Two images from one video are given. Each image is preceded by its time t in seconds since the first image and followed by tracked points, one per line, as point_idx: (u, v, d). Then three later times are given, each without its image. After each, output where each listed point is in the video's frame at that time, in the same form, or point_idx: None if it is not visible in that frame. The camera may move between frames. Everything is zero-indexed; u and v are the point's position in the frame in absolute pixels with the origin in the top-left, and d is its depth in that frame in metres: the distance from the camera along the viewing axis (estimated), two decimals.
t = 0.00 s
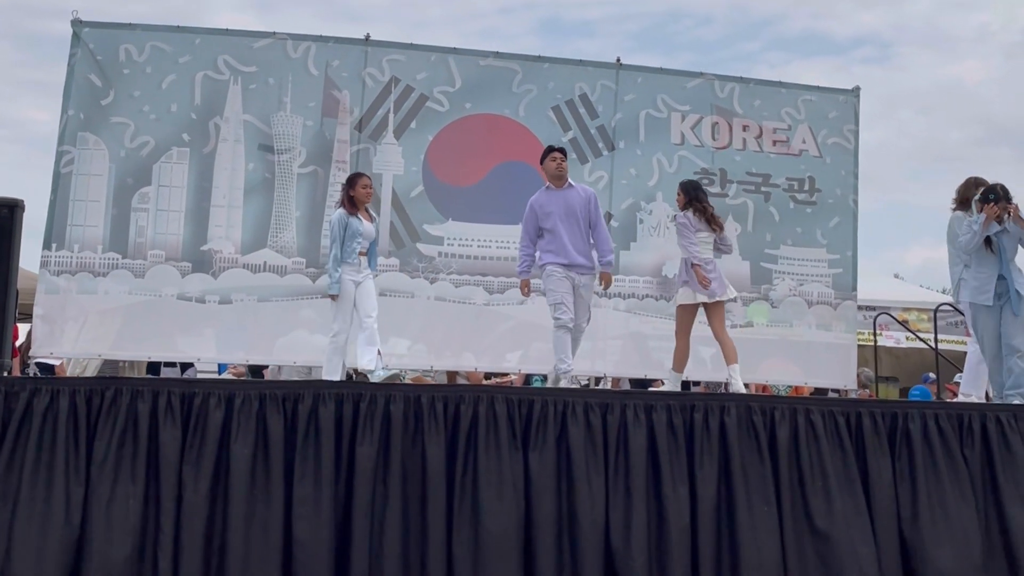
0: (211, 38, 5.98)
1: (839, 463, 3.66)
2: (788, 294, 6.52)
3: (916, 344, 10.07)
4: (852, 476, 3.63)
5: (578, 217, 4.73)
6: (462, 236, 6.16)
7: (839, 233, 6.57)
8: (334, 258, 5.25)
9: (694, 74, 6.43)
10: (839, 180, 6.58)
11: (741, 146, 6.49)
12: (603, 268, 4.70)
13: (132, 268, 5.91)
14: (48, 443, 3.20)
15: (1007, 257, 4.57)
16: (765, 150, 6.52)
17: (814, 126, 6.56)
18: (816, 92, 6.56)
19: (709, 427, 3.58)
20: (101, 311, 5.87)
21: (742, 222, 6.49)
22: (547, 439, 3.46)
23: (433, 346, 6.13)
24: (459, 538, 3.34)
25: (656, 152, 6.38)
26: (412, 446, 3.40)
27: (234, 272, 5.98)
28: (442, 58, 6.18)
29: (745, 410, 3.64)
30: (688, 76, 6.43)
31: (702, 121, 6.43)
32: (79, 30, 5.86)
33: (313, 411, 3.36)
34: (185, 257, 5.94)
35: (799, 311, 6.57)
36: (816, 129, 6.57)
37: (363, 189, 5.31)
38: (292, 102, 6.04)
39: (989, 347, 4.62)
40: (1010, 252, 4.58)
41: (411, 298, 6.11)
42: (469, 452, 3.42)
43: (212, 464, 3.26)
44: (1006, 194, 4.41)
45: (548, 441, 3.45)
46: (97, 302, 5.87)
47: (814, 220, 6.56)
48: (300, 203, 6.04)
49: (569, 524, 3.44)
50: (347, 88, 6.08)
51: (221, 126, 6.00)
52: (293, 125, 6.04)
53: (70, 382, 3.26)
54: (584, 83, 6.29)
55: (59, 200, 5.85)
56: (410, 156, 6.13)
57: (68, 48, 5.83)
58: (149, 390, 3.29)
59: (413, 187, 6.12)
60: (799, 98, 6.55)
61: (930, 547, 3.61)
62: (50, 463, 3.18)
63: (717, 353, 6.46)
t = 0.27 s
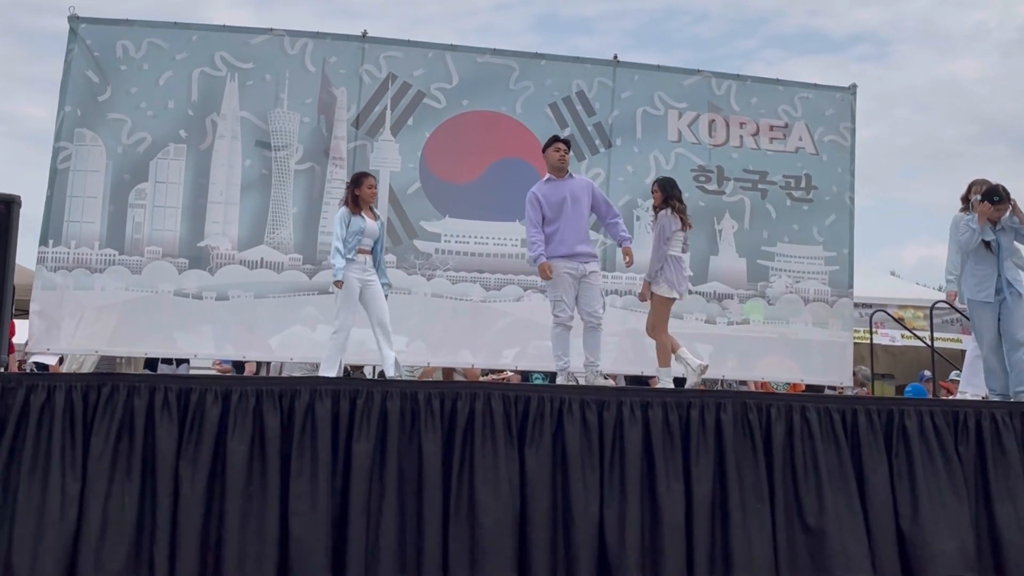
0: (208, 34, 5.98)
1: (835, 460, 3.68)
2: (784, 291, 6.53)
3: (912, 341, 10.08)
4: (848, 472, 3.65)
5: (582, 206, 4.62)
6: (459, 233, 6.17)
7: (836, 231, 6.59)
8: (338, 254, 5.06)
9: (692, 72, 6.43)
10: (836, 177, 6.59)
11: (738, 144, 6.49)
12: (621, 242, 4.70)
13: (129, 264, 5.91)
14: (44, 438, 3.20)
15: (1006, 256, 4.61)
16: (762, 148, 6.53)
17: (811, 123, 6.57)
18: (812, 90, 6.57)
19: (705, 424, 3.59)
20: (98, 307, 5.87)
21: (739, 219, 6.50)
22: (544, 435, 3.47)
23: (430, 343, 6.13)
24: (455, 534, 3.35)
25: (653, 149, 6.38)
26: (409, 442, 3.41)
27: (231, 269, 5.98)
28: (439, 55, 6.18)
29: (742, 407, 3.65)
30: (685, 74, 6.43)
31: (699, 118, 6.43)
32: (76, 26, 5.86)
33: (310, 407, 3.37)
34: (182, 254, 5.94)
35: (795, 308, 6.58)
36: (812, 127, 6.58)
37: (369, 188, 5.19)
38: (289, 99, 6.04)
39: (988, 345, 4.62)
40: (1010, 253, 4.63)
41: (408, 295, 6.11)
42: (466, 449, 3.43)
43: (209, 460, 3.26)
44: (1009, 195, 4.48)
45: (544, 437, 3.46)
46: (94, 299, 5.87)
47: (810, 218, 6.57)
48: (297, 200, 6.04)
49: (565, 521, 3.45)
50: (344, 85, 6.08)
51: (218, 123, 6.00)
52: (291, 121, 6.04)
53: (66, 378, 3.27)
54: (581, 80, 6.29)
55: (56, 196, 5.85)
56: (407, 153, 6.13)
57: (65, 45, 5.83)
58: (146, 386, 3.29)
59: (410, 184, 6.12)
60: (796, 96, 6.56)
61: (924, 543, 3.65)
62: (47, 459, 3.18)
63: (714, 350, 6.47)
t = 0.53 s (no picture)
0: (205, 31, 5.97)
1: (830, 456, 3.70)
2: (781, 288, 6.54)
3: (908, 338, 10.10)
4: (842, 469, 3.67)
5: (586, 201, 4.62)
6: (456, 229, 6.17)
7: (832, 228, 6.60)
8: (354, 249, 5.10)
9: (689, 69, 6.43)
10: (832, 174, 6.60)
11: (735, 141, 6.50)
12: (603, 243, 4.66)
13: (126, 261, 5.91)
14: (41, 434, 3.21)
15: (1010, 256, 4.67)
16: (759, 145, 6.54)
17: (808, 120, 6.58)
18: (809, 88, 6.57)
19: (701, 420, 3.61)
20: (94, 303, 5.87)
21: (736, 216, 6.50)
22: (540, 431, 3.48)
23: (427, 340, 6.14)
24: (451, 530, 3.36)
25: (650, 146, 6.39)
26: (406, 438, 3.42)
27: (228, 265, 5.98)
28: (436, 52, 6.18)
29: (738, 403, 3.67)
30: (682, 71, 6.43)
31: (696, 116, 6.44)
32: (72, 22, 5.85)
33: (306, 403, 3.37)
34: (179, 250, 5.95)
35: (791, 306, 6.59)
36: (809, 124, 6.58)
37: (378, 187, 5.20)
38: (286, 96, 6.04)
39: (990, 342, 4.67)
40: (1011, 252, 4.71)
41: (405, 292, 6.12)
42: (462, 445, 3.44)
43: (205, 456, 3.27)
44: (1014, 195, 4.62)
45: (540, 433, 3.47)
46: (91, 295, 5.87)
47: (807, 215, 6.58)
48: (294, 196, 6.04)
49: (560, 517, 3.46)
50: (341, 82, 6.07)
51: (215, 119, 6.00)
52: (288, 118, 6.04)
53: (62, 374, 3.27)
54: (578, 77, 6.29)
55: (53, 192, 5.85)
56: (404, 150, 6.13)
57: (62, 40, 5.82)
58: (143, 382, 3.30)
59: (407, 181, 6.13)
60: (793, 93, 6.57)
61: (917, 539, 3.67)
62: (43, 455, 3.19)
63: (710, 347, 6.48)
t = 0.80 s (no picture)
0: (203, 27, 5.97)
1: (826, 453, 3.72)
2: (778, 285, 6.55)
3: (905, 336, 10.11)
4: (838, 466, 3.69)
5: (596, 198, 4.63)
6: (454, 227, 6.17)
7: (830, 226, 6.61)
8: (362, 250, 5.13)
9: (687, 66, 6.44)
10: (830, 172, 6.61)
11: (732, 138, 6.51)
12: (609, 241, 4.69)
13: (124, 257, 5.91)
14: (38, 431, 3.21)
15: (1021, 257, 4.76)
16: (756, 142, 6.54)
17: (806, 118, 6.58)
18: (807, 85, 6.58)
19: (698, 417, 3.62)
20: (92, 300, 5.87)
21: (734, 213, 6.50)
22: (537, 429, 3.48)
23: (424, 337, 6.15)
24: (446, 526, 3.37)
25: (648, 143, 6.39)
26: (403, 435, 3.42)
27: (226, 262, 5.98)
28: (434, 48, 6.18)
29: (735, 400, 3.68)
30: (680, 68, 6.44)
31: (694, 113, 6.45)
32: (70, 18, 5.85)
33: (303, 400, 3.37)
34: (177, 247, 5.95)
35: (788, 303, 6.61)
36: (807, 121, 6.59)
37: (386, 184, 5.16)
38: (284, 92, 6.04)
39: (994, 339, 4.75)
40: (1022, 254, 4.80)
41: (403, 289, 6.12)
42: (459, 442, 3.44)
43: (203, 453, 3.27)
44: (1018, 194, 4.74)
45: (538, 431, 3.48)
46: (88, 291, 5.87)
47: (804, 212, 6.59)
48: (292, 193, 6.04)
49: (557, 514, 3.47)
50: (339, 78, 6.07)
51: (213, 116, 6.00)
52: (286, 115, 6.04)
53: (59, 371, 3.27)
54: (576, 74, 6.29)
55: (50, 188, 5.84)
56: (402, 147, 6.13)
57: (59, 37, 5.82)
58: (140, 379, 3.30)
59: (405, 177, 6.12)
60: (791, 91, 6.58)
61: (910, 537, 3.70)
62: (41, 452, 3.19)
63: (707, 344, 6.49)
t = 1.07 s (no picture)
0: (201, 24, 5.96)
1: (823, 450, 3.73)
2: (776, 283, 6.56)
3: (903, 333, 10.11)
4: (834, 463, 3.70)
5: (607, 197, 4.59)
6: (452, 224, 6.18)
7: (828, 223, 6.61)
8: (351, 248, 5.11)
9: (684, 64, 6.45)
10: (828, 169, 6.61)
11: (730, 136, 6.51)
12: (620, 238, 4.66)
13: (121, 254, 5.90)
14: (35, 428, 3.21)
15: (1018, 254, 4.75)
16: (754, 140, 6.54)
17: (803, 115, 6.59)
18: (805, 83, 6.59)
19: (696, 414, 3.62)
20: (90, 297, 5.86)
21: (732, 211, 6.51)
22: (535, 426, 3.49)
23: (422, 334, 6.14)
24: (443, 523, 3.38)
25: (646, 141, 6.40)
26: (401, 433, 3.43)
27: (224, 259, 5.98)
28: (432, 46, 6.18)
29: (733, 398, 3.69)
30: (678, 66, 6.44)
31: (692, 111, 6.45)
32: (68, 16, 5.85)
33: (301, 398, 3.37)
34: (174, 244, 5.94)
35: (786, 301, 6.62)
36: (805, 119, 6.59)
37: (386, 184, 5.14)
38: (282, 90, 6.03)
39: (995, 339, 4.72)
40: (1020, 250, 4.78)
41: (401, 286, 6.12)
42: (456, 439, 3.45)
43: (200, 450, 3.27)
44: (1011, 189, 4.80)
45: (536, 428, 3.49)
46: (86, 289, 5.87)
47: (802, 210, 6.59)
48: (290, 190, 6.04)
49: (555, 511, 3.48)
50: (337, 76, 6.07)
51: (211, 113, 5.99)
52: (283, 112, 6.03)
53: (57, 368, 3.27)
54: (574, 72, 6.29)
55: (47, 185, 5.84)
56: (400, 144, 6.13)
57: (57, 34, 5.81)
58: (138, 376, 3.30)
59: (403, 175, 6.12)
60: (789, 88, 6.58)
61: (904, 533, 3.73)
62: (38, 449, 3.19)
63: (705, 342, 6.50)
